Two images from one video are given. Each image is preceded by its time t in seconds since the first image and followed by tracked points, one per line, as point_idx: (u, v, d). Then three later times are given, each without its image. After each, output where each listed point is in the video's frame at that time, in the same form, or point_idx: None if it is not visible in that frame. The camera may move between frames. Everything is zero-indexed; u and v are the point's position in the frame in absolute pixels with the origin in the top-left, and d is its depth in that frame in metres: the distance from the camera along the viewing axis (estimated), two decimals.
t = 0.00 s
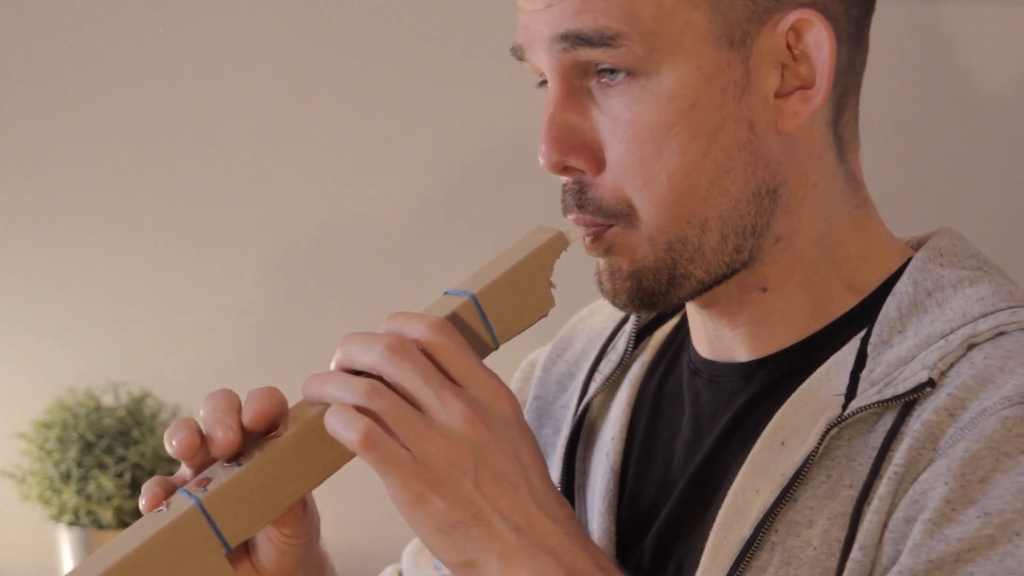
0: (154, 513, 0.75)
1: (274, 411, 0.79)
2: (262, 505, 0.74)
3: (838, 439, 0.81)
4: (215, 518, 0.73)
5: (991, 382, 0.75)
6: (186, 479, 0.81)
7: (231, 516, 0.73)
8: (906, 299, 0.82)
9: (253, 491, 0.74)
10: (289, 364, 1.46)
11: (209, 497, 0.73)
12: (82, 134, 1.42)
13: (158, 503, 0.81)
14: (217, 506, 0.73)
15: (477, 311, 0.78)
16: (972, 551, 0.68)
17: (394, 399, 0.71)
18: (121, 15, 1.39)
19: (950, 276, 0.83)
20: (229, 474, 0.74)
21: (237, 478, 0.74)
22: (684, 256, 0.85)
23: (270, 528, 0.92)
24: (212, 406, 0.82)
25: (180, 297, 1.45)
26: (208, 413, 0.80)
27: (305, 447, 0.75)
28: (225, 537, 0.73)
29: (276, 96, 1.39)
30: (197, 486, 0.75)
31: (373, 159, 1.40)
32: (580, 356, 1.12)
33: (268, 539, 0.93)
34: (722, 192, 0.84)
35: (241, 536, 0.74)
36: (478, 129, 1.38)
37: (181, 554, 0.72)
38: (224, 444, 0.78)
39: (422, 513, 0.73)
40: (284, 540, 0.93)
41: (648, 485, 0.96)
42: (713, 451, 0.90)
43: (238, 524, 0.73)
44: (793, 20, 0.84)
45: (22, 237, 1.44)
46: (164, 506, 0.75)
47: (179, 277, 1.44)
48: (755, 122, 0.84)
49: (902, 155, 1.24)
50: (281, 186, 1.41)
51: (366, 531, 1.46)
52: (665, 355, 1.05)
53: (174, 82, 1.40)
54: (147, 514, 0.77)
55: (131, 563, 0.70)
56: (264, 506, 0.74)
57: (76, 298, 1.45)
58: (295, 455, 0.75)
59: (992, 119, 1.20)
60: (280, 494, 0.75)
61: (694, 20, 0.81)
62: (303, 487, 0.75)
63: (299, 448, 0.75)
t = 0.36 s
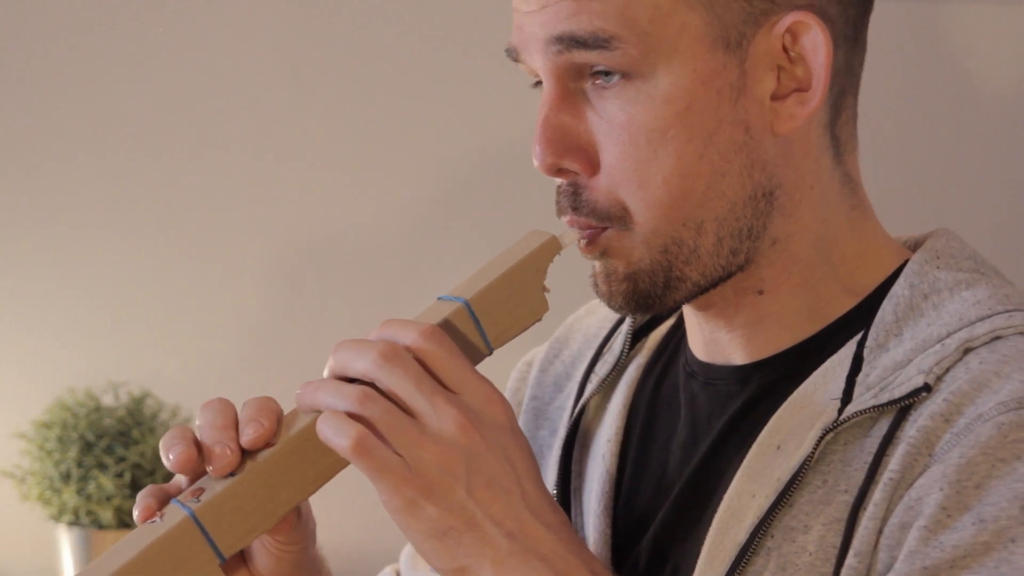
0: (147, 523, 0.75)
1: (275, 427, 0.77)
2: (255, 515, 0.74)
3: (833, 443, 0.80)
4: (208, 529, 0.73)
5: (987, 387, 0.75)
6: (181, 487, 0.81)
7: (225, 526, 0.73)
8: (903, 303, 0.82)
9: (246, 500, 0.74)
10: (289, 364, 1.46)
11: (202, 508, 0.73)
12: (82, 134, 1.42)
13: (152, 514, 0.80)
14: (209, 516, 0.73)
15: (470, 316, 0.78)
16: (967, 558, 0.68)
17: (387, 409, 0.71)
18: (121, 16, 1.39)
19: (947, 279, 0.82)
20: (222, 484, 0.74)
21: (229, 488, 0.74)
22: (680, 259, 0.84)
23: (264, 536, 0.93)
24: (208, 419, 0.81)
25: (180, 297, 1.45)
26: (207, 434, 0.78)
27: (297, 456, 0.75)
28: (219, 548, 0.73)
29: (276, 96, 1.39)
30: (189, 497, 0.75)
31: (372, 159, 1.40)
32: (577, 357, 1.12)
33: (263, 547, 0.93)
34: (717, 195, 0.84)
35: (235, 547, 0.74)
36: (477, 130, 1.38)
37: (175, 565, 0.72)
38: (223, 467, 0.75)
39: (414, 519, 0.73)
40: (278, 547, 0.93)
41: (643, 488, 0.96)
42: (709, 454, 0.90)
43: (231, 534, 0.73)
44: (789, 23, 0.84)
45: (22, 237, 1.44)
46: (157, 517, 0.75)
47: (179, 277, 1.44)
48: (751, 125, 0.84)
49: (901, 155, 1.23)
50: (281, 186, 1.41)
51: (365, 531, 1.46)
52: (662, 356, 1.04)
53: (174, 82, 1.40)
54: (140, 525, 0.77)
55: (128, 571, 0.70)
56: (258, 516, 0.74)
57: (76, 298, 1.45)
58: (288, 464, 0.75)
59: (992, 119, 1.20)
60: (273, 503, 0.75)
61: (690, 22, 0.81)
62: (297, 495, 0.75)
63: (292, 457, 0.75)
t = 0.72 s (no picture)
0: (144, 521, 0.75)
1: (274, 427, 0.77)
2: (253, 513, 0.74)
3: (832, 442, 0.80)
4: (206, 527, 0.73)
5: (985, 385, 0.75)
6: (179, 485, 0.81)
7: (223, 524, 0.73)
8: (901, 302, 0.82)
9: (244, 499, 0.74)
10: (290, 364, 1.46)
11: (199, 506, 0.73)
12: (82, 134, 1.42)
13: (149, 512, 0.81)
14: (207, 514, 0.73)
15: (468, 316, 0.77)
16: (964, 556, 0.68)
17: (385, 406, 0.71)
18: (121, 16, 1.39)
19: (945, 278, 0.82)
20: (219, 483, 0.74)
21: (227, 486, 0.74)
22: (679, 259, 0.84)
23: (264, 537, 0.93)
24: (206, 417, 0.82)
25: (180, 297, 1.45)
26: (204, 433, 0.79)
27: (295, 454, 0.75)
28: (217, 546, 0.73)
29: (276, 96, 1.39)
30: (186, 494, 0.75)
31: (372, 159, 1.40)
32: (576, 357, 1.12)
33: (263, 547, 0.93)
34: (716, 195, 0.84)
35: (232, 545, 0.74)
36: (477, 130, 1.38)
37: (174, 562, 0.72)
38: (219, 466, 0.75)
39: (413, 517, 0.73)
40: (278, 547, 0.93)
41: (642, 488, 0.96)
42: (708, 454, 0.90)
43: (228, 532, 0.73)
44: (788, 23, 0.84)
45: (22, 237, 1.44)
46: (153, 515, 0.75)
47: (179, 277, 1.44)
48: (750, 125, 0.84)
49: (901, 155, 1.23)
50: (281, 187, 1.41)
51: (365, 531, 1.46)
52: (661, 355, 1.05)
53: (174, 82, 1.40)
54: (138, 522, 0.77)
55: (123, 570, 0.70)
56: (255, 514, 0.74)
57: (76, 298, 1.45)
58: (285, 463, 0.75)
59: (992, 119, 1.19)
60: (271, 502, 0.75)
61: (688, 22, 0.81)
62: (295, 493, 0.76)
63: (289, 455, 0.75)
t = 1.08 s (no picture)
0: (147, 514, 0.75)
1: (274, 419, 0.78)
2: (253, 505, 0.74)
3: (829, 436, 0.81)
4: (206, 520, 0.73)
5: (981, 377, 0.75)
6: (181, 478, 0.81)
7: (223, 517, 0.73)
8: (899, 296, 0.82)
9: (244, 491, 0.74)
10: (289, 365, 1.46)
11: (200, 499, 0.73)
12: (82, 134, 1.42)
13: (150, 505, 0.82)
14: (207, 506, 0.73)
15: (468, 309, 0.78)
16: (961, 548, 0.68)
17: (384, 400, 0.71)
18: (122, 16, 1.39)
19: (943, 273, 0.82)
20: (220, 475, 0.74)
21: (227, 478, 0.74)
22: (682, 261, 0.84)
23: (263, 531, 0.93)
24: (208, 411, 0.82)
25: (180, 297, 1.45)
26: (206, 425, 0.79)
27: (295, 447, 0.75)
28: (217, 539, 0.73)
29: (276, 96, 1.39)
30: (188, 487, 0.75)
31: (373, 160, 1.40)
32: (576, 356, 1.12)
33: (262, 540, 0.93)
34: (719, 194, 0.84)
35: (232, 537, 0.74)
36: (477, 130, 1.38)
37: (174, 555, 0.72)
38: (219, 457, 0.76)
39: (411, 509, 0.73)
40: (278, 542, 0.93)
41: (643, 485, 0.96)
42: (709, 451, 0.90)
43: (229, 524, 0.73)
44: (791, 23, 0.84)
45: (22, 237, 1.44)
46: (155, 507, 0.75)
47: (179, 277, 1.44)
48: (752, 124, 0.84)
49: (901, 155, 1.24)
50: (281, 187, 1.42)
51: (365, 531, 1.46)
52: (662, 354, 1.05)
53: (174, 82, 1.40)
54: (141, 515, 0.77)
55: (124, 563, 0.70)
56: (255, 507, 0.74)
57: (76, 298, 1.45)
58: (285, 456, 0.75)
59: (992, 119, 1.20)
60: (271, 494, 0.75)
61: (691, 21, 0.81)
62: (295, 486, 0.75)
63: (289, 448, 0.75)
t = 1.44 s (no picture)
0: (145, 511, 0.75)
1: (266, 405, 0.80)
2: (254, 502, 0.74)
3: (831, 435, 0.81)
4: (206, 516, 0.73)
5: (982, 375, 0.74)
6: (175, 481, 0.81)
7: (222, 514, 0.73)
8: (900, 295, 0.82)
9: (245, 488, 0.74)
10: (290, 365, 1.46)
11: (200, 496, 0.73)
12: (82, 134, 1.42)
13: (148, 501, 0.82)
14: (207, 503, 0.73)
15: (469, 308, 0.78)
16: (962, 547, 0.67)
17: (393, 394, 0.71)
18: (121, 16, 1.39)
19: (943, 272, 0.82)
20: (220, 472, 0.74)
21: (228, 475, 0.74)
22: (680, 262, 0.84)
23: (259, 532, 0.93)
24: (201, 407, 0.82)
25: (180, 297, 1.45)
26: (193, 409, 0.81)
27: (294, 444, 0.75)
28: (217, 536, 0.73)
29: (275, 96, 1.39)
30: (187, 485, 0.75)
31: (373, 160, 1.40)
32: (577, 356, 1.12)
33: (257, 542, 0.93)
34: (719, 197, 0.84)
35: (233, 534, 0.74)
36: (477, 130, 1.38)
37: (174, 552, 0.72)
38: (204, 437, 0.78)
39: (412, 510, 0.72)
40: (273, 544, 0.93)
41: (643, 485, 0.96)
42: (710, 451, 0.90)
43: (229, 521, 0.73)
44: (796, 28, 0.84)
45: (22, 237, 1.44)
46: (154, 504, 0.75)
47: (179, 277, 1.44)
48: (755, 128, 0.84)
49: (901, 155, 1.24)
50: (281, 187, 1.41)
51: (365, 531, 1.46)
52: (663, 353, 1.05)
53: (174, 82, 1.40)
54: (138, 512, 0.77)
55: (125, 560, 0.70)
56: (255, 504, 0.74)
57: (76, 298, 1.45)
58: (285, 453, 0.75)
59: (992, 119, 1.19)
60: (272, 491, 0.75)
61: (696, 24, 0.81)
62: (294, 483, 0.75)
63: (289, 445, 0.75)
